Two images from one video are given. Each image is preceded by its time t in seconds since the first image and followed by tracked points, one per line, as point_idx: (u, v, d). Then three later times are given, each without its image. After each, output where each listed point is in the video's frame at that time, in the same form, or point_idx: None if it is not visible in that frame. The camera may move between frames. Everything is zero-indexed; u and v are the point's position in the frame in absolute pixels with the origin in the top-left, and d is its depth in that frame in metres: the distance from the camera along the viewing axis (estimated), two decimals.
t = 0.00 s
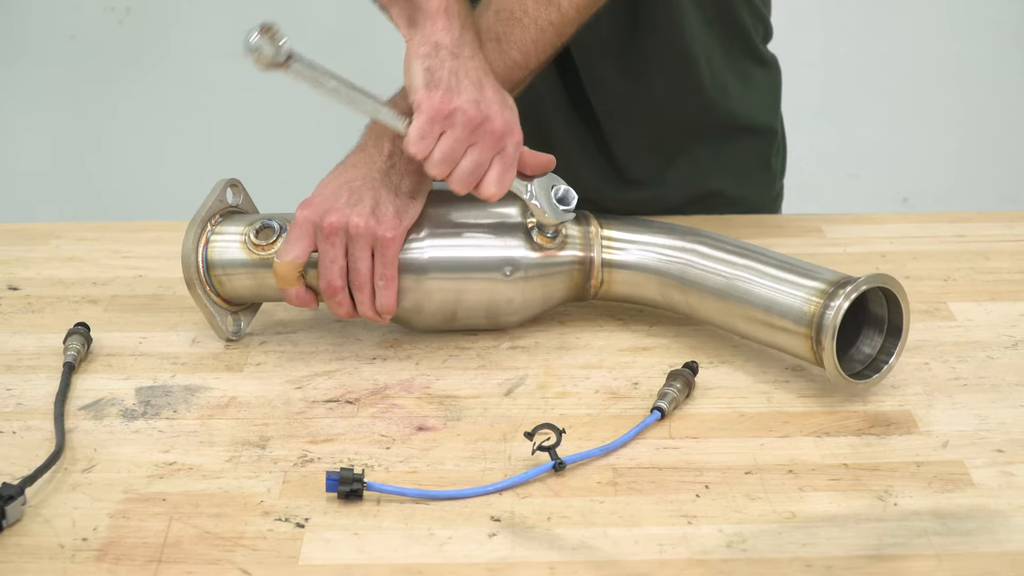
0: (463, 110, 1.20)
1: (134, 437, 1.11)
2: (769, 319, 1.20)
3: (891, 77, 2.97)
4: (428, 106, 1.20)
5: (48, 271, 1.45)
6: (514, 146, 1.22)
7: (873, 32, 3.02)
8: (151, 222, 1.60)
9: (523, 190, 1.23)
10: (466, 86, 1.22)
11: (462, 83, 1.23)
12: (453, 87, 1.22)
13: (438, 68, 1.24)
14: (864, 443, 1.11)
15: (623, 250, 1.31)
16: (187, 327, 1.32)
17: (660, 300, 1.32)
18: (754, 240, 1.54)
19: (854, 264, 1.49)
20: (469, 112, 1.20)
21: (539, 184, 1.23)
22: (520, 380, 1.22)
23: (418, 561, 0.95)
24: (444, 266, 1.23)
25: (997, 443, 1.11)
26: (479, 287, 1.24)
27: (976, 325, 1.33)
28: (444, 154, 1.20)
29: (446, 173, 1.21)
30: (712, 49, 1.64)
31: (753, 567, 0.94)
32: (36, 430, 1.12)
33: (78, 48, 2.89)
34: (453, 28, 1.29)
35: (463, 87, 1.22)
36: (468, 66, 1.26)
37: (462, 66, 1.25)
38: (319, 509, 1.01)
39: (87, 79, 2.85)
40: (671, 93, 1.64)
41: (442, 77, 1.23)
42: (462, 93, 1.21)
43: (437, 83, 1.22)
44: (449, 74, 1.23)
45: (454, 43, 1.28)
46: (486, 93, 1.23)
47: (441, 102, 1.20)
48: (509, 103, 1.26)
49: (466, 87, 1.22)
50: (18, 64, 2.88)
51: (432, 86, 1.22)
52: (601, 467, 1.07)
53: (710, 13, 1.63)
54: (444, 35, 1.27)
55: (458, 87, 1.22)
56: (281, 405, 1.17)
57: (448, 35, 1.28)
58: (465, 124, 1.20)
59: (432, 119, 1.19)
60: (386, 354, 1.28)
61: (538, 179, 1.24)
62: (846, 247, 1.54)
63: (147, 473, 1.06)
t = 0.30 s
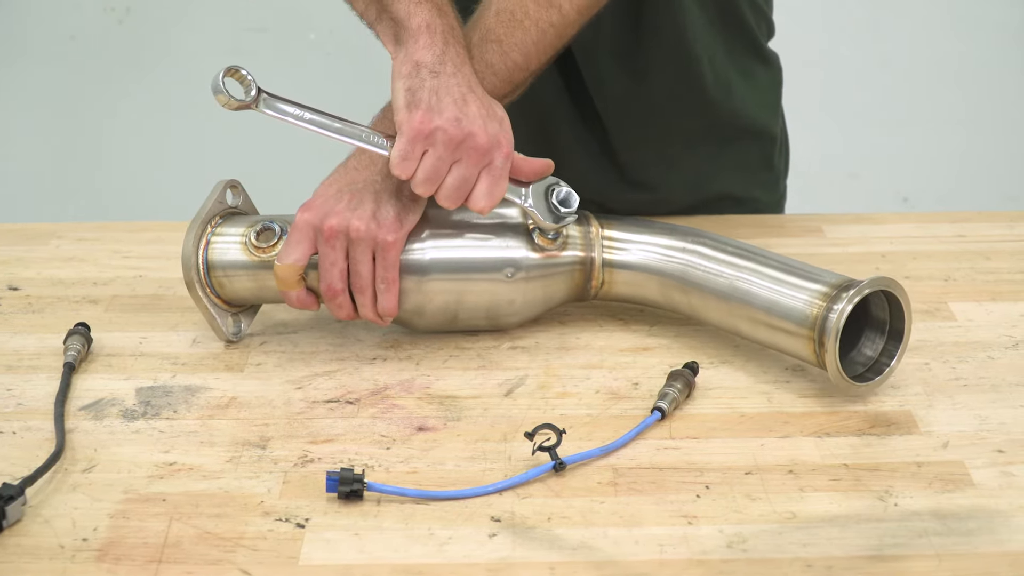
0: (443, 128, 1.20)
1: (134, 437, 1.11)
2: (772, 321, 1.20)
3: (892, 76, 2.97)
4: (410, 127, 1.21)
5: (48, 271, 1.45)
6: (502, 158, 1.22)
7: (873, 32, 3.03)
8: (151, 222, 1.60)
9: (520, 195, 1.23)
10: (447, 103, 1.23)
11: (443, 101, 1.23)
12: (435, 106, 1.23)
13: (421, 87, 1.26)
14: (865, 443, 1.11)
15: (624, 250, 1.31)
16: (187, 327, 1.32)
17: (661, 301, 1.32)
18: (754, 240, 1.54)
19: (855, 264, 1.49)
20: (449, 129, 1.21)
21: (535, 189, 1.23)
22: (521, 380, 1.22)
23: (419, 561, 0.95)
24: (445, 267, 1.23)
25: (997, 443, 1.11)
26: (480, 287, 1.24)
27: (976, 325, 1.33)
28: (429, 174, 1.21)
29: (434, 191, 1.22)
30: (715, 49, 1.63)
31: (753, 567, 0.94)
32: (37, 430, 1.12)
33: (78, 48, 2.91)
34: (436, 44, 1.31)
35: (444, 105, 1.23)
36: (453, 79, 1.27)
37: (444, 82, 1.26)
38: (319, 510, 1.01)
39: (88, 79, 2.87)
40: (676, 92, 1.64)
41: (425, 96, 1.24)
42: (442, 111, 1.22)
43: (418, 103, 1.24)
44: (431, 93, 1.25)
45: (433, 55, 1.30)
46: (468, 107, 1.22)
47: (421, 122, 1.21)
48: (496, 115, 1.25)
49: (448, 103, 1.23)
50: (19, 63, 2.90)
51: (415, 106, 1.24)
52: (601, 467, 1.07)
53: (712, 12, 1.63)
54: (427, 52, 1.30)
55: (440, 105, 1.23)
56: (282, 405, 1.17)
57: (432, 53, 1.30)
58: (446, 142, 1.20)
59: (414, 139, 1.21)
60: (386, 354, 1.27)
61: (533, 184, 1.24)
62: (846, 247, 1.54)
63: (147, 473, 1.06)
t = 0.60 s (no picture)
0: (443, 119, 1.20)
1: (133, 437, 1.11)
2: (770, 315, 1.20)
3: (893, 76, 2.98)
4: (412, 117, 1.21)
5: (47, 271, 1.45)
6: (500, 151, 1.21)
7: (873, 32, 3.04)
8: (150, 222, 1.60)
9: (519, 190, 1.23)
10: (449, 93, 1.22)
11: (445, 90, 1.23)
12: (436, 96, 1.22)
13: (424, 77, 1.25)
14: (864, 444, 1.11)
15: (623, 250, 1.31)
16: (187, 327, 1.32)
17: (660, 300, 1.32)
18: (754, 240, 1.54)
19: (855, 265, 1.49)
20: (449, 121, 1.20)
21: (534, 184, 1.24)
22: (520, 381, 1.22)
23: (418, 561, 0.95)
24: (444, 266, 1.23)
25: (997, 444, 1.11)
26: (479, 285, 1.24)
27: (976, 326, 1.33)
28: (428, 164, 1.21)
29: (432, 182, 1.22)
30: (717, 49, 1.63)
31: (752, 568, 0.94)
32: (36, 430, 1.12)
33: (79, 48, 2.93)
34: (441, 36, 1.30)
35: (445, 95, 1.22)
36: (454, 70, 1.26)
37: (447, 73, 1.25)
38: (319, 510, 1.01)
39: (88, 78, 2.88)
40: (677, 91, 1.64)
41: (427, 86, 1.24)
42: (444, 101, 1.21)
43: (420, 93, 1.23)
44: (434, 82, 1.24)
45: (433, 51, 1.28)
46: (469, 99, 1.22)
47: (421, 112, 1.21)
48: (498, 107, 1.24)
49: (449, 94, 1.22)
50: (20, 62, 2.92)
51: (417, 95, 1.23)
52: (601, 467, 1.07)
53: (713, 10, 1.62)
54: (432, 43, 1.28)
55: (442, 94, 1.22)
56: (281, 405, 1.17)
57: (436, 44, 1.28)
58: (446, 133, 1.20)
59: (416, 129, 1.21)
60: (386, 354, 1.27)
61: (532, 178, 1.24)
62: (846, 247, 1.53)
63: (147, 473, 1.06)
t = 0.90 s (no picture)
0: (449, 112, 1.20)
1: (133, 437, 1.11)
2: (772, 312, 1.20)
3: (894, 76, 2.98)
4: (418, 108, 1.21)
5: (48, 271, 1.45)
6: (504, 147, 1.22)
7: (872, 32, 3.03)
8: (150, 222, 1.60)
9: (521, 187, 1.23)
10: (456, 87, 1.23)
11: (452, 84, 1.23)
12: (443, 88, 1.23)
13: (431, 69, 1.25)
14: (864, 443, 1.11)
15: (623, 249, 1.31)
16: (187, 327, 1.32)
17: (661, 299, 1.32)
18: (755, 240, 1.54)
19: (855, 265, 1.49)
20: (456, 115, 1.20)
21: (538, 180, 1.24)
22: (520, 381, 1.22)
23: (418, 561, 0.95)
24: (445, 266, 1.23)
25: (997, 443, 1.11)
26: (480, 284, 1.24)
27: (976, 326, 1.33)
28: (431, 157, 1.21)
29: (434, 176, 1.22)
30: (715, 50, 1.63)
31: (753, 568, 0.94)
32: (37, 430, 1.12)
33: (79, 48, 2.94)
34: (449, 30, 1.29)
35: (452, 88, 1.23)
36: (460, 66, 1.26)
37: (454, 66, 1.25)
38: (319, 510, 1.01)
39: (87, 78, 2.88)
40: (677, 91, 1.64)
41: (434, 78, 1.24)
42: (451, 94, 1.22)
43: (428, 84, 1.23)
44: (442, 75, 1.24)
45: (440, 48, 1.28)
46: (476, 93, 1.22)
47: (427, 105, 1.21)
48: (501, 103, 1.25)
49: (455, 88, 1.23)
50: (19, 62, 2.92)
51: (424, 86, 1.23)
52: (601, 467, 1.07)
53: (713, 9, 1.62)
54: (439, 37, 1.28)
55: (448, 88, 1.23)
56: (281, 405, 1.17)
57: (444, 37, 1.28)
58: (452, 126, 1.20)
59: (422, 120, 1.21)
60: (387, 355, 1.27)
61: (535, 176, 1.24)
62: (846, 247, 1.54)
63: (147, 473, 1.06)
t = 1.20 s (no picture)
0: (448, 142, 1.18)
1: (135, 437, 1.11)
2: (779, 325, 1.20)
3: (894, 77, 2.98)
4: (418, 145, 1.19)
5: (49, 271, 1.45)
6: (505, 165, 1.21)
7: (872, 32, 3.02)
8: (151, 222, 1.60)
9: (528, 203, 1.23)
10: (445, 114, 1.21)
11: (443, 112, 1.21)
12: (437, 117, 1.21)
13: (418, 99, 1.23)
14: (866, 443, 1.11)
15: (627, 249, 1.31)
16: (188, 327, 1.32)
17: (664, 301, 1.32)
18: (755, 240, 1.54)
19: (856, 264, 1.49)
20: (454, 143, 1.18)
21: (543, 195, 1.24)
22: (522, 381, 1.22)
23: (420, 561, 0.95)
24: (450, 269, 1.23)
25: (999, 443, 1.11)
26: (486, 288, 1.24)
27: (977, 326, 1.33)
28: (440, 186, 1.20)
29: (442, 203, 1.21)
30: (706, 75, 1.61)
31: (755, 567, 0.94)
32: (38, 430, 1.12)
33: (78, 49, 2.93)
34: (424, 52, 1.28)
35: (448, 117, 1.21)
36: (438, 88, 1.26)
37: (439, 93, 1.24)
38: (321, 510, 1.01)
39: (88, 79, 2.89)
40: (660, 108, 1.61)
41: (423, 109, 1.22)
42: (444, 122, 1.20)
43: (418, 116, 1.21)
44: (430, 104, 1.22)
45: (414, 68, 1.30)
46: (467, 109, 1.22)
47: (426, 137, 1.18)
48: (494, 122, 1.24)
49: (447, 115, 1.21)
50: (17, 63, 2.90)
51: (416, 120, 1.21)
52: (603, 467, 1.07)
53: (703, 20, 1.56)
54: (416, 60, 1.26)
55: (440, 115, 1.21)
56: (283, 405, 1.17)
57: (418, 60, 1.27)
58: (453, 155, 1.19)
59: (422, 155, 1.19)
60: (388, 355, 1.27)
61: (540, 189, 1.24)
62: (847, 247, 1.54)
63: (148, 473, 1.06)
